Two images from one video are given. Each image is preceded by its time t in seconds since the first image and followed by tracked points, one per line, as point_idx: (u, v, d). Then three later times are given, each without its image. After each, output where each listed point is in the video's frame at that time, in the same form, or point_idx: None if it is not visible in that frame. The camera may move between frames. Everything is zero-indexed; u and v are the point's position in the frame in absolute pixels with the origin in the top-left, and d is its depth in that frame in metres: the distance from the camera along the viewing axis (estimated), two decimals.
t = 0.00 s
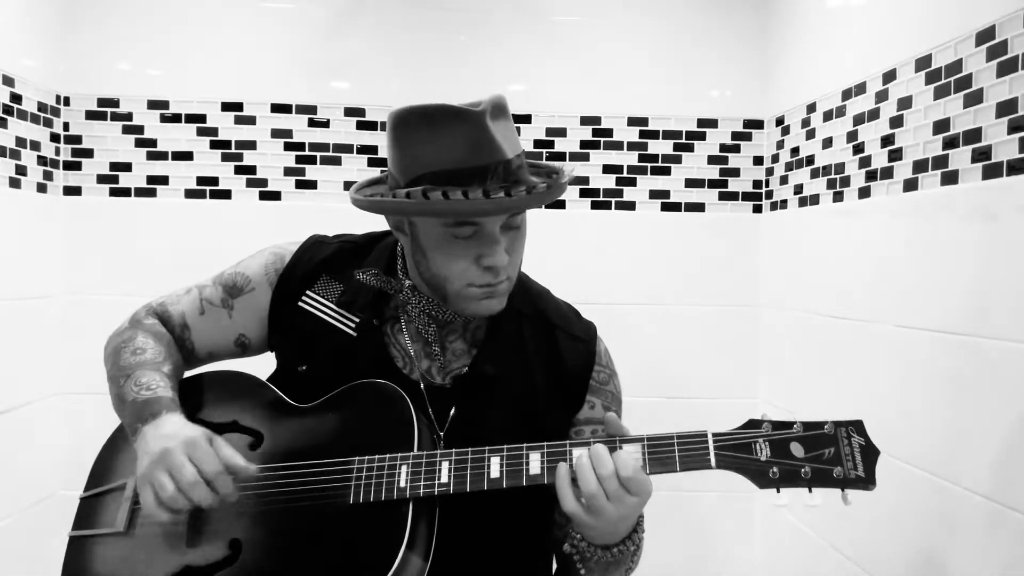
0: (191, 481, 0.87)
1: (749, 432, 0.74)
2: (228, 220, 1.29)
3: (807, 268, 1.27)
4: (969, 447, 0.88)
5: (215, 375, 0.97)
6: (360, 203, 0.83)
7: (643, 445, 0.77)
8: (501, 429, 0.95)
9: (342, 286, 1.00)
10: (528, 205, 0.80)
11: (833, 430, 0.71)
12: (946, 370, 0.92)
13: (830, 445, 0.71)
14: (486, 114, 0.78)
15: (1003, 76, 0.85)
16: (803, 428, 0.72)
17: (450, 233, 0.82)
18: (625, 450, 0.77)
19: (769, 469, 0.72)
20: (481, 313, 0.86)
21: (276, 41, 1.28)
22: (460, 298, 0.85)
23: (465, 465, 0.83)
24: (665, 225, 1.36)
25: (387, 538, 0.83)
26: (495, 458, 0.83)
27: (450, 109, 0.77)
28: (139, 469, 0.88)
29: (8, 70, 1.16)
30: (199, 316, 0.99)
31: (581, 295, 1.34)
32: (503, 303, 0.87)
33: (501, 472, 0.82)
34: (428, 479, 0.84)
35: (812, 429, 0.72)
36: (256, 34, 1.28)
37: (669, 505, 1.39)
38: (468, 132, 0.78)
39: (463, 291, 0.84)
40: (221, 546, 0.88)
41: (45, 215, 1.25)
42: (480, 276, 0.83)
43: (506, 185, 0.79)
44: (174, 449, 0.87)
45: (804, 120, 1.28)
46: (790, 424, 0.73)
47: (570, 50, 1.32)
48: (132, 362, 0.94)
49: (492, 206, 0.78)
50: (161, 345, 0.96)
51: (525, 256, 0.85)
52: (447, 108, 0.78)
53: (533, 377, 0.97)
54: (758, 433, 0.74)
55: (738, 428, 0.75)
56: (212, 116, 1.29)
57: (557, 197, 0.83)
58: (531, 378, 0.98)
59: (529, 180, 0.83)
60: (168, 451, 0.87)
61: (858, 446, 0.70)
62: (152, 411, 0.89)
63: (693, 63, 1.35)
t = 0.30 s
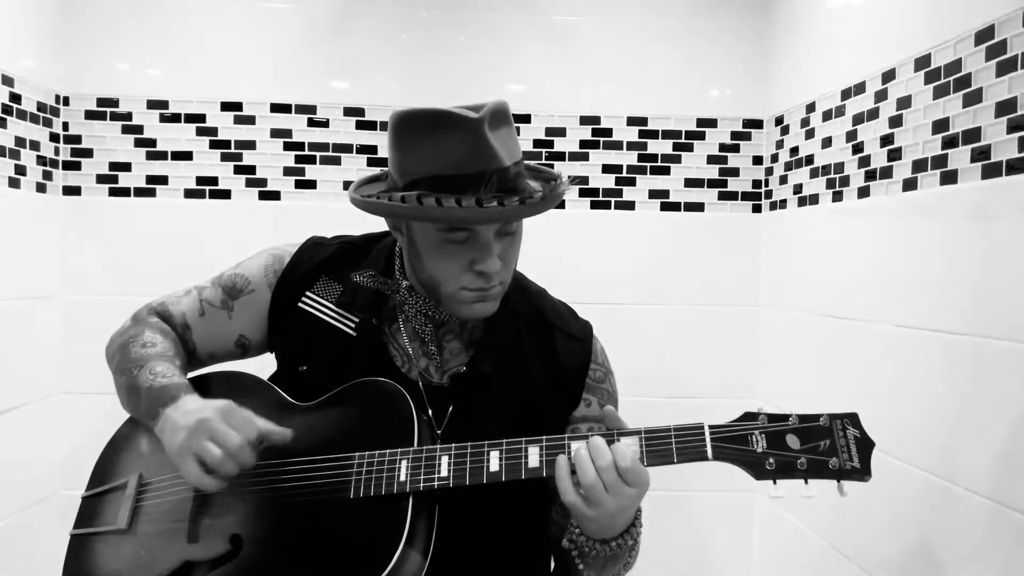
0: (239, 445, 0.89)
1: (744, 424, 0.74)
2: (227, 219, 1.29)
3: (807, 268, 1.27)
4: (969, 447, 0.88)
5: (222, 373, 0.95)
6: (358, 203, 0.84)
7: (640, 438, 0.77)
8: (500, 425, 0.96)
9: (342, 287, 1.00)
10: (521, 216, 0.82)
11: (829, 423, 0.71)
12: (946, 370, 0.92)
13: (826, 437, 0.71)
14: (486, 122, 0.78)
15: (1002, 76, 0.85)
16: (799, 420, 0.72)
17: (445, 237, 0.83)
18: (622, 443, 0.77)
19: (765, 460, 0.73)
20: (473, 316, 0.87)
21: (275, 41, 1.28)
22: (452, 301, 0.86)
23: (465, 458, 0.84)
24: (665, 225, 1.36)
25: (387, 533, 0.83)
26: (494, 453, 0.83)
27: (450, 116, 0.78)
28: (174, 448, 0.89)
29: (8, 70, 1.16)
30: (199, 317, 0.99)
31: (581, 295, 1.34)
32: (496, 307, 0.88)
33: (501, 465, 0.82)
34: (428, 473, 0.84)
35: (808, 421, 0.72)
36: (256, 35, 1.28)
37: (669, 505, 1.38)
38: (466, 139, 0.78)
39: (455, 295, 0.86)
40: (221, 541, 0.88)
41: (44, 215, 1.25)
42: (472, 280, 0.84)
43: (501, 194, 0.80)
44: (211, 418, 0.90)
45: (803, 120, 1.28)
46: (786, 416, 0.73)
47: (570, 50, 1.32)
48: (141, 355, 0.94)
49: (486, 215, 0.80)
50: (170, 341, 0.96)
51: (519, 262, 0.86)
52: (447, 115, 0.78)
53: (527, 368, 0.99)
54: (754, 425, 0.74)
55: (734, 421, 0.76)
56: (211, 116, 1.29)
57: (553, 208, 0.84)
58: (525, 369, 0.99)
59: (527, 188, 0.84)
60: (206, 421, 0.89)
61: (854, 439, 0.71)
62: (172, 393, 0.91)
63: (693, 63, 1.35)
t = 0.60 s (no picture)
0: (204, 471, 0.86)
1: (747, 434, 0.76)
2: (227, 219, 1.29)
3: (807, 267, 1.27)
4: (969, 446, 0.88)
5: (218, 373, 0.95)
6: (360, 196, 0.84)
7: (641, 447, 0.79)
8: (498, 429, 0.96)
9: (342, 286, 1.00)
10: (526, 211, 0.81)
11: (831, 433, 0.73)
12: (946, 369, 0.92)
13: (829, 448, 0.73)
14: (493, 119, 0.80)
15: (1002, 74, 0.85)
16: (802, 430, 0.74)
17: (447, 232, 0.83)
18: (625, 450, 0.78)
19: (767, 470, 0.75)
20: (473, 314, 0.87)
21: (274, 41, 1.28)
22: (452, 298, 0.86)
23: (466, 462, 0.84)
24: (665, 224, 1.36)
25: (387, 536, 0.84)
26: (495, 458, 0.83)
27: (459, 111, 0.79)
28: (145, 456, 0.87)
29: (8, 70, 1.17)
30: (198, 315, 0.99)
31: (581, 294, 1.34)
32: (497, 306, 0.88)
33: (501, 471, 0.83)
34: (428, 477, 0.84)
35: (811, 431, 0.74)
36: (255, 34, 1.28)
37: (669, 505, 1.38)
38: (474, 134, 0.80)
39: (455, 291, 0.85)
40: (220, 542, 0.87)
41: (44, 215, 1.25)
42: (474, 276, 0.84)
43: (505, 188, 0.81)
44: (186, 436, 0.86)
45: (803, 119, 1.28)
46: (789, 427, 0.75)
47: (570, 49, 1.32)
48: (135, 355, 0.93)
49: (489, 208, 0.79)
50: (164, 342, 0.96)
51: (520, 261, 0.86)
52: (456, 109, 0.79)
53: (527, 379, 0.98)
54: (756, 435, 0.76)
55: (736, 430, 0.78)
56: (211, 116, 1.29)
57: (558, 206, 0.85)
58: (525, 373, 0.99)
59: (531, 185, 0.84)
60: (180, 439, 0.86)
61: (856, 449, 0.73)
62: (161, 398, 0.89)
63: (693, 62, 1.35)
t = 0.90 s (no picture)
0: (229, 449, 0.90)
1: (749, 437, 0.75)
2: (227, 218, 1.29)
3: (807, 266, 1.27)
4: (969, 445, 0.88)
5: (221, 371, 0.95)
6: (358, 200, 0.85)
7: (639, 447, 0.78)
8: (500, 432, 0.95)
9: (343, 285, 1.00)
10: (524, 214, 0.82)
11: (836, 436, 0.72)
12: (946, 368, 0.92)
13: (833, 451, 0.72)
14: (489, 120, 0.80)
15: (1002, 73, 0.84)
16: (805, 433, 0.73)
17: (446, 236, 0.84)
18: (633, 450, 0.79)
19: (770, 474, 0.74)
20: (474, 317, 0.88)
21: (274, 40, 1.28)
22: (452, 302, 0.87)
23: (464, 466, 0.84)
24: (665, 223, 1.36)
25: (385, 539, 0.84)
26: (493, 461, 0.83)
27: (454, 112, 0.79)
28: (163, 445, 0.91)
29: (6, 69, 1.17)
30: (199, 314, 1.01)
31: (581, 293, 1.34)
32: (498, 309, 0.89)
33: (499, 474, 0.82)
34: (427, 480, 0.84)
35: (815, 434, 0.73)
36: (255, 33, 1.28)
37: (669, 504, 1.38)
38: (469, 136, 0.80)
39: (455, 295, 0.87)
40: (219, 543, 0.88)
41: (43, 214, 1.25)
42: (473, 280, 0.85)
43: (501, 192, 0.81)
44: (203, 419, 0.90)
45: (804, 118, 1.28)
46: (793, 429, 0.74)
47: (570, 48, 1.32)
48: (139, 348, 0.95)
49: (487, 213, 0.80)
50: (168, 336, 0.98)
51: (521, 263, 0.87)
52: (451, 111, 0.79)
53: (529, 380, 0.99)
54: (759, 438, 0.75)
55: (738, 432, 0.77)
56: (211, 115, 1.29)
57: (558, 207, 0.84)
58: (526, 376, 0.99)
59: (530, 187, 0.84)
60: (198, 422, 0.90)
61: (860, 453, 0.72)
62: (166, 388, 0.91)
63: (693, 61, 1.35)
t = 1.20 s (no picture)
0: (207, 448, 0.88)
1: (755, 450, 0.78)
2: (226, 218, 1.29)
3: (807, 266, 1.27)
4: (969, 445, 0.88)
5: (221, 370, 0.97)
6: (362, 203, 0.86)
7: (646, 459, 0.82)
8: (501, 431, 0.97)
9: (348, 286, 1.01)
10: (524, 217, 0.82)
11: (842, 451, 0.75)
12: (947, 368, 0.92)
13: (837, 466, 0.75)
14: (491, 124, 0.81)
15: (1003, 73, 0.84)
16: (810, 448, 0.76)
17: (448, 240, 0.86)
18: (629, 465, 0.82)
19: (774, 488, 0.77)
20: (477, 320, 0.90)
21: (274, 40, 1.28)
22: (455, 305, 0.89)
23: (467, 472, 0.85)
24: (665, 223, 1.36)
25: (387, 542, 0.85)
26: (497, 467, 0.85)
27: (454, 115, 0.80)
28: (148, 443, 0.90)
29: (8, 69, 1.17)
30: (201, 317, 1.02)
31: (582, 293, 1.34)
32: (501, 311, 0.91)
33: (503, 481, 0.84)
34: (429, 485, 0.85)
35: (820, 449, 0.76)
36: (255, 33, 1.28)
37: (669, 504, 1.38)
38: (469, 140, 0.81)
39: (458, 298, 0.88)
40: (221, 543, 0.89)
41: (43, 214, 1.25)
42: (476, 283, 0.87)
43: (501, 196, 0.82)
44: (187, 418, 0.89)
45: (804, 118, 1.28)
46: (798, 444, 0.77)
47: (570, 48, 1.32)
48: (138, 353, 0.96)
49: (487, 217, 0.81)
50: (167, 338, 0.98)
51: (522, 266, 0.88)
52: (452, 113, 0.80)
53: (533, 381, 1.00)
54: (764, 451, 0.78)
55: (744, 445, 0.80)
56: (211, 115, 1.29)
57: (561, 209, 0.85)
58: (530, 377, 1.00)
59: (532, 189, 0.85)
60: (181, 420, 0.88)
61: (866, 469, 0.74)
62: (161, 392, 0.91)
63: (693, 61, 1.35)
